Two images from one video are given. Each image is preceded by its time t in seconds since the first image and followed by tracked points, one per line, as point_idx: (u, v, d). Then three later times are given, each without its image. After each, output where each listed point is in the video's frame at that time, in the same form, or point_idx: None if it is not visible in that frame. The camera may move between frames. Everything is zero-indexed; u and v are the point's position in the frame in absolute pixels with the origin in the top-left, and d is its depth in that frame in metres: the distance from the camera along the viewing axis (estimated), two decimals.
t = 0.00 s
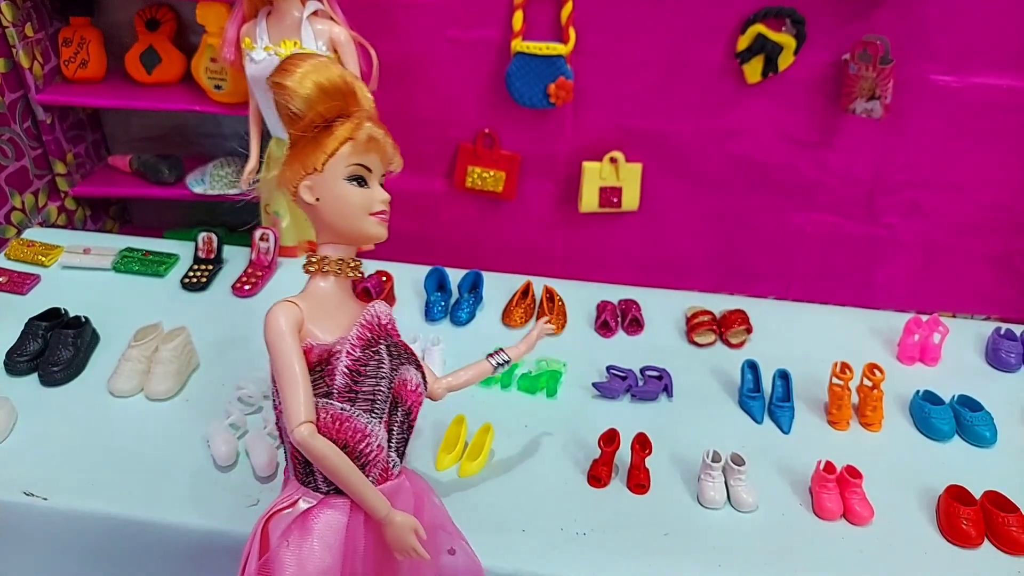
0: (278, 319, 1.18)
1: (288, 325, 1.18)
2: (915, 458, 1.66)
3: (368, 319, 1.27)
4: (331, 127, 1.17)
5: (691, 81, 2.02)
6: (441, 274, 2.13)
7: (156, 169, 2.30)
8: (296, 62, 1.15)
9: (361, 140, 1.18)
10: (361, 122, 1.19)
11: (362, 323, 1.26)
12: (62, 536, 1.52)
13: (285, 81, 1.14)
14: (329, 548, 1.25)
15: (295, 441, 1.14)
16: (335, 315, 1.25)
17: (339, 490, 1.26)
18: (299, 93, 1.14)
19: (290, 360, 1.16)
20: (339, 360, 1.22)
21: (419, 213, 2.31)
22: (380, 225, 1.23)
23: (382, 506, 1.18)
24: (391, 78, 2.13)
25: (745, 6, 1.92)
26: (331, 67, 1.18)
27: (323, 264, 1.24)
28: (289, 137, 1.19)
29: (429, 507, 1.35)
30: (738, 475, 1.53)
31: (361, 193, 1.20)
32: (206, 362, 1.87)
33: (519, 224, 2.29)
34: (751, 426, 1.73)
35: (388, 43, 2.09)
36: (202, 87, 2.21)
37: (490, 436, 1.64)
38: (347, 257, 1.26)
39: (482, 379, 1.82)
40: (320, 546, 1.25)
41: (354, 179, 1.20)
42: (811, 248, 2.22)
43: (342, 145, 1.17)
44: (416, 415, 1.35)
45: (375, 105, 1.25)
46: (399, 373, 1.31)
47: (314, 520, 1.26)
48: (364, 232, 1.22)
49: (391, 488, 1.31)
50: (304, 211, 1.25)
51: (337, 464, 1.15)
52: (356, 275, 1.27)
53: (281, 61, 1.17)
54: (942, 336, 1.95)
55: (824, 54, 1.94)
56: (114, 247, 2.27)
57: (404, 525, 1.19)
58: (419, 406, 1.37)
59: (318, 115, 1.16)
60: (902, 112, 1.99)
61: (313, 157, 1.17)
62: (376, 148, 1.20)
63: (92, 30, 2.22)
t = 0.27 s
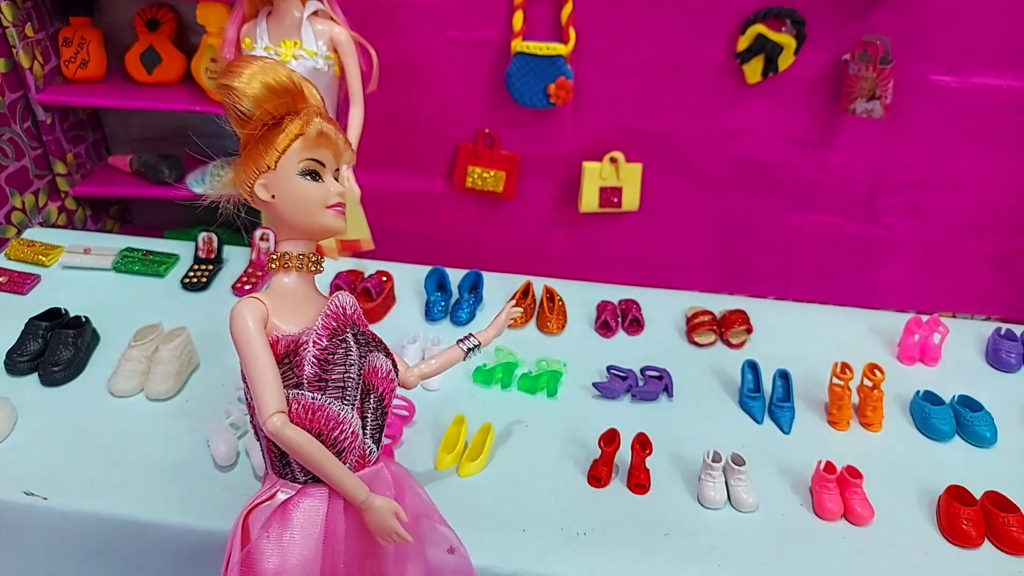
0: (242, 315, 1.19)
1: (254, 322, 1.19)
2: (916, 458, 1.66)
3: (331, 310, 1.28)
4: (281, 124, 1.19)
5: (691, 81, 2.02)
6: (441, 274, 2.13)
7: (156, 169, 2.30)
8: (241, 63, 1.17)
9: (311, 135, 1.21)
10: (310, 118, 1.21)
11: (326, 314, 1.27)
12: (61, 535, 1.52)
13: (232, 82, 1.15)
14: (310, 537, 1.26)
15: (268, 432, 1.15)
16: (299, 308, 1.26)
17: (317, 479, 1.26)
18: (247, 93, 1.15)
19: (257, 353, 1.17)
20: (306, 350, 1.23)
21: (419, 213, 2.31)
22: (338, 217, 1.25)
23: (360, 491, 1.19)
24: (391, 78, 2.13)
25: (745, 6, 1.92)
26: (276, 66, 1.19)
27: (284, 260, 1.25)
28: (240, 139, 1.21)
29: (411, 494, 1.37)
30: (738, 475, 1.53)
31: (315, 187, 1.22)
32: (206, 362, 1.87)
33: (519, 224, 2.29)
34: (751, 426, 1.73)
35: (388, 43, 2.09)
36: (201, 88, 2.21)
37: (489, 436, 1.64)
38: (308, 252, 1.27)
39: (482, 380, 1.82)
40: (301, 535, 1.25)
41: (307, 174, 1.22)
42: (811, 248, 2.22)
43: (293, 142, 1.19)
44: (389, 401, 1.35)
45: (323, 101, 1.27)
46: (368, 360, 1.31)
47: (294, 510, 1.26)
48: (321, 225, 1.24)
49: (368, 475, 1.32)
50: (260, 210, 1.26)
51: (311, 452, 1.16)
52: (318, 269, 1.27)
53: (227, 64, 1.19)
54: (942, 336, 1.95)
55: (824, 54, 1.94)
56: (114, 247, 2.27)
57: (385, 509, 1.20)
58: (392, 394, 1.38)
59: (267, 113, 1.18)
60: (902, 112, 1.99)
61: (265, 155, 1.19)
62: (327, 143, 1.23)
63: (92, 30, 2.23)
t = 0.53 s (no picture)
0: (244, 313, 1.18)
1: (255, 319, 1.19)
2: (916, 458, 1.66)
3: (332, 306, 1.28)
4: (280, 122, 1.19)
5: (691, 80, 2.02)
6: (441, 273, 2.13)
7: (156, 168, 2.30)
8: (240, 62, 1.17)
9: (311, 133, 1.21)
10: (309, 116, 1.21)
11: (327, 310, 1.27)
12: (62, 534, 1.52)
13: (232, 81, 1.15)
14: (311, 532, 1.25)
15: (271, 427, 1.15)
16: (299, 305, 1.26)
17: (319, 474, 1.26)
18: (247, 92, 1.15)
19: (258, 349, 1.17)
20: (307, 346, 1.23)
21: (420, 213, 2.31)
22: (337, 215, 1.25)
23: (362, 486, 1.19)
24: (391, 77, 2.13)
25: (745, 5, 1.92)
26: (274, 65, 1.19)
27: (284, 258, 1.25)
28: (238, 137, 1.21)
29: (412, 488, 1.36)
30: (738, 474, 1.53)
31: (315, 185, 1.22)
32: (206, 361, 1.87)
33: (520, 223, 2.29)
34: (751, 426, 1.73)
35: (388, 42, 2.08)
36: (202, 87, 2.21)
37: (490, 436, 1.64)
38: (308, 250, 1.27)
39: (482, 379, 1.82)
40: (302, 531, 1.25)
41: (307, 172, 1.22)
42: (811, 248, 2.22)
43: (292, 140, 1.20)
44: (390, 397, 1.35)
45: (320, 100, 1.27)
46: (369, 356, 1.31)
47: (296, 505, 1.26)
48: (322, 222, 1.24)
49: (370, 470, 1.29)
50: (259, 209, 1.26)
51: (314, 446, 1.15)
52: (318, 266, 1.27)
53: (225, 63, 1.19)
54: (942, 336, 1.95)
55: (824, 53, 1.94)
56: (115, 246, 2.27)
57: (386, 503, 1.20)
58: (392, 390, 1.37)
59: (267, 111, 1.18)
60: (902, 111, 1.99)
61: (265, 153, 1.19)
62: (325, 141, 1.23)
63: (92, 28, 2.22)
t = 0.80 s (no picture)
0: (260, 305, 1.18)
1: (271, 311, 1.18)
2: (917, 457, 1.65)
3: (346, 301, 1.29)
4: (301, 122, 1.19)
5: (691, 78, 2.01)
6: (441, 272, 2.13)
7: (155, 166, 2.29)
8: (262, 60, 1.17)
9: (330, 134, 1.21)
10: (329, 117, 1.21)
11: (342, 305, 1.28)
12: (61, 534, 1.52)
13: (256, 79, 1.15)
14: (321, 523, 1.25)
15: (285, 418, 1.15)
16: (314, 300, 1.26)
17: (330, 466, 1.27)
18: (270, 90, 1.15)
19: (273, 342, 1.16)
20: (322, 340, 1.23)
21: (420, 211, 2.31)
22: (353, 214, 1.26)
23: (372, 479, 1.20)
24: (390, 75, 2.12)
25: (745, 3, 1.91)
26: (297, 64, 1.19)
27: (299, 254, 1.25)
28: (257, 134, 1.20)
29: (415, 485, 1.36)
30: (739, 473, 1.52)
31: (332, 184, 1.22)
32: (205, 360, 1.86)
33: (519, 222, 2.28)
34: (751, 425, 1.73)
35: (388, 40, 2.08)
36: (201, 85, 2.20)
37: (490, 434, 1.64)
38: (322, 247, 1.27)
39: (482, 378, 1.81)
40: (311, 522, 1.25)
41: (325, 171, 1.22)
42: (812, 246, 2.21)
43: (312, 140, 1.19)
44: (398, 394, 1.36)
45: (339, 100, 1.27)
46: (380, 353, 1.32)
47: (306, 497, 1.26)
48: (338, 221, 1.24)
49: (379, 464, 1.31)
50: (275, 206, 1.25)
51: (327, 439, 1.16)
52: (332, 264, 1.28)
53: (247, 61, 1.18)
54: (943, 334, 1.95)
55: (825, 50, 1.93)
56: (114, 244, 2.27)
57: (394, 497, 1.21)
58: (399, 388, 1.39)
59: (288, 111, 1.17)
60: (903, 109, 1.99)
61: (284, 151, 1.19)
62: (344, 142, 1.23)
63: (91, 27, 2.22)
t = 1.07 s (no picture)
0: (255, 309, 1.19)
1: (266, 315, 1.19)
2: (917, 457, 1.65)
3: (342, 304, 1.28)
4: (296, 125, 1.19)
5: (691, 78, 2.01)
6: (440, 272, 2.13)
7: (155, 167, 2.29)
8: (258, 63, 1.17)
9: (325, 136, 1.21)
10: (324, 119, 1.21)
11: (337, 308, 1.27)
12: (61, 535, 1.51)
13: (251, 82, 1.15)
14: (318, 526, 1.25)
15: (280, 422, 1.15)
16: (310, 302, 1.26)
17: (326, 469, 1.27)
18: (265, 93, 1.16)
19: (269, 345, 1.17)
20: (317, 343, 1.23)
21: (419, 211, 2.31)
22: (349, 217, 1.26)
23: (367, 482, 1.20)
24: (390, 75, 2.13)
25: (745, 3, 1.91)
26: (292, 67, 1.20)
27: (295, 256, 1.25)
28: (253, 138, 1.21)
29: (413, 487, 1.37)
30: (738, 474, 1.52)
31: (328, 187, 1.22)
32: (205, 361, 1.86)
33: (519, 222, 2.28)
34: (751, 425, 1.73)
35: (387, 41, 2.08)
36: (201, 86, 2.20)
37: (490, 434, 1.64)
38: (319, 250, 1.27)
39: (482, 378, 1.82)
40: (309, 524, 1.25)
41: (321, 173, 1.22)
42: (811, 246, 2.21)
43: (307, 142, 1.19)
44: (395, 396, 1.36)
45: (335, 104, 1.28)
46: (376, 355, 1.32)
47: (302, 499, 1.26)
48: (333, 224, 1.24)
49: (375, 467, 1.31)
50: (271, 209, 1.26)
51: (321, 442, 1.16)
52: (328, 266, 1.27)
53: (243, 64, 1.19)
54: (943, 334, 1.95)
55: (824, 51, 1.94)
56: (113, 245, 2.27)
57: (390, 500, 1.21)
58: (396, 391, 1.39)
59: (283, 113, 1.18)
60: (903, 109, 1.99)
61: (279, 153, 1.19)
62: (340, 144, 1.23)
63: (91, 28, 2.22)
